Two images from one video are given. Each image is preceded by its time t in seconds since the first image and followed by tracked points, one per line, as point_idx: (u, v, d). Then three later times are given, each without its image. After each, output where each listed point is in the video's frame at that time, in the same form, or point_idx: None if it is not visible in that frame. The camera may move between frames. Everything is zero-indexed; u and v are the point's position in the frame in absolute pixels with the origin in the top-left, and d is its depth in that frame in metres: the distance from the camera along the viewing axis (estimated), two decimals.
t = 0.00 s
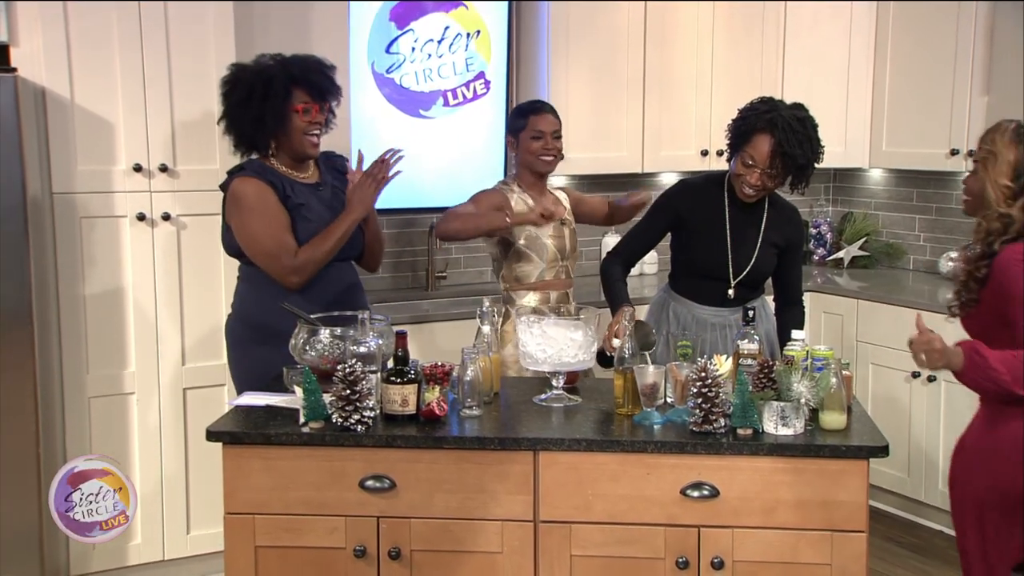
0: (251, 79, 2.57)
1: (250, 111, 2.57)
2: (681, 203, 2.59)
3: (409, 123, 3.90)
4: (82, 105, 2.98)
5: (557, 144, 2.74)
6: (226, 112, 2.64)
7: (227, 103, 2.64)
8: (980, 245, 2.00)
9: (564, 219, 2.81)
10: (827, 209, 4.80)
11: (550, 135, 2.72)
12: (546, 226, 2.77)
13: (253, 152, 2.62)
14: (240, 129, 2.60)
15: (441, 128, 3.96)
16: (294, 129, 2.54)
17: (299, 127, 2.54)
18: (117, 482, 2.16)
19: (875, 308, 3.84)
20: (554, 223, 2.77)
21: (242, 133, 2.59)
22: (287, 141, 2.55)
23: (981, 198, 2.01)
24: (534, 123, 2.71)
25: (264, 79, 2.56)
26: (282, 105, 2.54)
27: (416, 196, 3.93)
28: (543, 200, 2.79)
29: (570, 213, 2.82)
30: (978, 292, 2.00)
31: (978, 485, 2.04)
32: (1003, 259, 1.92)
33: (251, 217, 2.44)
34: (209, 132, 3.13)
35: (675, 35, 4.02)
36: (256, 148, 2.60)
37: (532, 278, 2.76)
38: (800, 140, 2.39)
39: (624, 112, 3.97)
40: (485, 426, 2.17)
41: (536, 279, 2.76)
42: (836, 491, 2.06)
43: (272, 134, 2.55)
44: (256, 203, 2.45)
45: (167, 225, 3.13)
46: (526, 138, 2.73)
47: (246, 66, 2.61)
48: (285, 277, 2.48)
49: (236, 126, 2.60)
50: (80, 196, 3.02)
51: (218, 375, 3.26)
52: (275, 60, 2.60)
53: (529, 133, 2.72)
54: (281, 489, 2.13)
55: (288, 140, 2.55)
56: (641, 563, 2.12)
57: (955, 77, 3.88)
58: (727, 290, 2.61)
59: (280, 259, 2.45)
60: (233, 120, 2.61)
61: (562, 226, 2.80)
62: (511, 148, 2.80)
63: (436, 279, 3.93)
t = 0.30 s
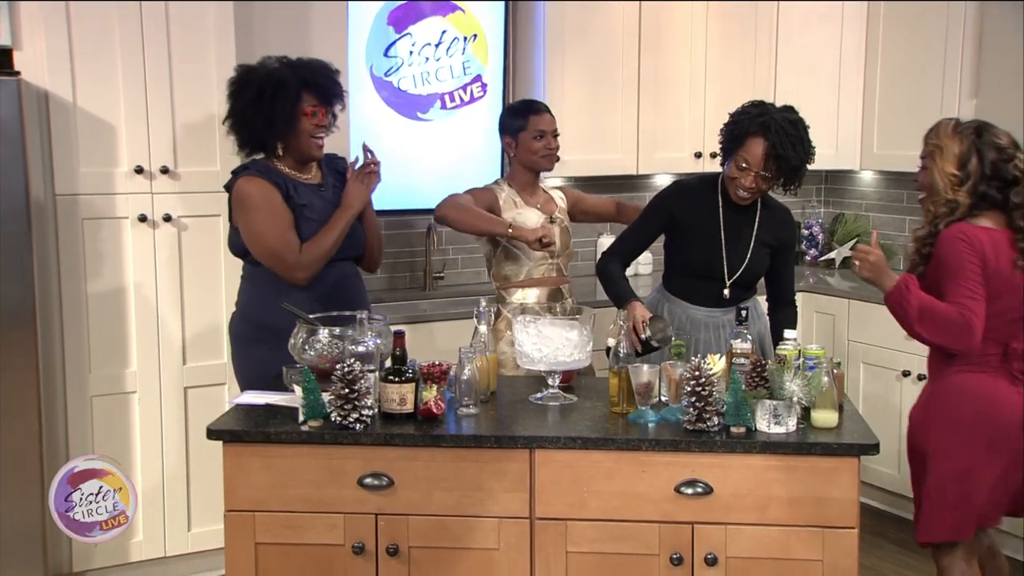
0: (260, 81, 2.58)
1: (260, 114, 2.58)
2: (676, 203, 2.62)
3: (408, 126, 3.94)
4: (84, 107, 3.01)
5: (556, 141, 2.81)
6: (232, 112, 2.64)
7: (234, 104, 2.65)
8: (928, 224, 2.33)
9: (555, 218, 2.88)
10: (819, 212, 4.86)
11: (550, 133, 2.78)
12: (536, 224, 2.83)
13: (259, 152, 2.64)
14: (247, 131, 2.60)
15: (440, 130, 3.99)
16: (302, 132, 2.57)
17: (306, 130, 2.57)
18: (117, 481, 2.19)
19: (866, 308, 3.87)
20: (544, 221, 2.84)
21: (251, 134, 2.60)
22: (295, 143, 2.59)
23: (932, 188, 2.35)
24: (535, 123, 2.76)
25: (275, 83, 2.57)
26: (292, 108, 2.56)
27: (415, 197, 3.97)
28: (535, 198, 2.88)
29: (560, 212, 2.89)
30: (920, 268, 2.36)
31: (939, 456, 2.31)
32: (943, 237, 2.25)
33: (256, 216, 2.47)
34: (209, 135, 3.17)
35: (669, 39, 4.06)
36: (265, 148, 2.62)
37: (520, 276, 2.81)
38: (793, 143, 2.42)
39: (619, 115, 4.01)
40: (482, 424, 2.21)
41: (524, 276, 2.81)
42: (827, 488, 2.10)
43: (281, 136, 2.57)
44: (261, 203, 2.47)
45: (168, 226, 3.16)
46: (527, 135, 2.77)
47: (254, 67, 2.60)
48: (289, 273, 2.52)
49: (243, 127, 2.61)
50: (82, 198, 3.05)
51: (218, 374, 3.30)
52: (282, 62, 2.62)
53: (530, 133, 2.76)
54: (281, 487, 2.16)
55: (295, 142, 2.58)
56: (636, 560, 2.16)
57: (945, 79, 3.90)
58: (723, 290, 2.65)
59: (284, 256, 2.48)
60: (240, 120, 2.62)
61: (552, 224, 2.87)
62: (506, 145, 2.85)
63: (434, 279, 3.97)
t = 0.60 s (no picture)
0: (279, 83, 2.61)
1: (280, 116, 2.61)
2: (667, 205, 2.68)
3: (404, 130, 3.99)
4: (85, 112, 3.05)
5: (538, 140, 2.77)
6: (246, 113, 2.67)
7: (250, 105, 2.66)
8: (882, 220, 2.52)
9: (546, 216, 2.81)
10: (806, 213, 4.91)
11: (530, 134, 2.73)
12: (528, 224, 2.78)
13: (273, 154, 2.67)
14: (264, 132, 2.63)
15: (435, 134, 4.04)
16: (316, 134, 2.63)
17: (321, 132, 2.63)
18: (116, 481, 2.24)
19: (853, 307, 3.92)
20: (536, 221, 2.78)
21: (267, 135, 2.63)
22: (309, 145, 2.64)
23: (884, 187, 2.52)
24: (514, 126, 2.71)
25: (295, 86, 2.61)
26: (312, 112, 2.62)
27: (410, 199, 4.03)
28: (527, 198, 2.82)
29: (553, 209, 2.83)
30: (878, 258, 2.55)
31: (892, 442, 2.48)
32: (894, 229, 2.43)
33: (278, 216, 2.51)
34: (206, 138, 3.21)
35: (659, 44, 4.11)
36: (280, 150, 2.65)
37: (514, 277, 2.78)
38: (780, 147, 2.47)
39: (610, 119, 4.06)
40: (476, 422, 2.26)
41: (518, 277, 2.78)
42: (814, 484, 2.15)
43: (298, 137, 2.62)
44: (283, 202, 2.51)
45: (168, 228, 3.21)
46: (507, 140, 2.73)
47: (269, 71, 2.64)
48: (313, 270, 2.57)
49: (258, 127, 2.64)
50: (83, 201, 3.10)
51: (216, 373, 3.34)
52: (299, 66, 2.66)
53: (510, 138, 2.72)
54: (279, 484, 2.21)
55: (312, 143, 2.64)
56: (627, 554, 2.20)
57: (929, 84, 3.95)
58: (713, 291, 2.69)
59: (308, 253, 2.52)
60: (256, 121, 2.64)
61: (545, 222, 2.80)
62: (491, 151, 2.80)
63: (429, 279, 4.02)
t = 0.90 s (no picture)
0: (293, 91, 2.70)
1: (291, 122, 2.69)
2: (654, 208, 2.73)
3: (397, 133, 4.04)
4: (84, 116, 3.10)
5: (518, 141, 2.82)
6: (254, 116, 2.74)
7: (258, 107, 2.74)
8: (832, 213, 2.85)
9: (536, 210, 2.85)
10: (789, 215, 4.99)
11: (510, 136, 2.78)
12: (519, 218, 2.82)
13: (277, 159, 2.74)
14: (273, 136, 2.70)
15: (427, 137, 4.09)
16: (321, 146, 2.74)
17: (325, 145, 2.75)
18: (116, 481, 2.28)
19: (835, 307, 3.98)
20: (526, 216, 2.82)
21: (273, 140, 2.71)
22: (310, 155, 2.75)
23: (832, 183, 2.86)
24: (494, 129, 2.77)
25: (307, 94, 2.71)
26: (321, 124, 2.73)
27: (404, 202, 4.08)
28: (515, 196, 2.87)
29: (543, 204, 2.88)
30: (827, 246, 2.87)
31: (833, 408, 2.84)
32: (847, 218, 2.73)
33: (310, 219, 2.58)
34: (201, 141, 3.26)
35: (647, 49, 4.17)
36: (283, 155, 2.73)
37: (509, 273, 2.82)
38: (765, 150, 2.53)
39: (599, 123, 4.12)
40: (467, 420, 2.30)
41: (513, 273, 2.82)
42: (798, 480, 2.20)
43: (304, 145, 2.71)
44: (312, 206, 2.59)
45: (165, 230, 3.26)
46: (488, 142, 2.79)
47: (285, 79, 2.73)
48: (340, 270, 2.67)
49: (264, 132, 2.71)
50: (82, 203, 3.14)
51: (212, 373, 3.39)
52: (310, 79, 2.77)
53: (491, 140, 2.77)
54: (274, 481, 2.26)
55: (312, 154, 2.74)
56: (615, 549, 2.25)
57: (909, 89, 4.00)
58: (698, 291, 2.75)
59: (340, 254, 2.63)
60: (263, 125, 2.71)
61: (535, 216, 2.84)
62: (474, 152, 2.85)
63: (421, 280, 4.08)
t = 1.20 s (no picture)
0: (294, 99, 2.76)
1: (289, 128, 2.74)
2: (638, 209, 2.78)
3: (386, 136, 4.09)
4: (77, 119, 3.14)
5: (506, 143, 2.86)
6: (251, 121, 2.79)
7: (255, 112, 2.80)
8: (774, 212, 3.07)
9: (524, 215, 2.91)
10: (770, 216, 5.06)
11: (499, 138, 2.83)
12: (508, 222, 2.88)
13: (273, 163, 2.79)
14: (270, 141, 2.75)
15: (414, 141, 4.14)
16: (315, 152, 2.80)
17: (320, 151, 2.81)
18: (116, 482, 2.39)
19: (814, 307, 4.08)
20: (515, 220, 2.87)
21: (271, 145, 2.76)
22: (305, 162, 2.81)
23: (773, 183, 3.04)
24: (482, 132, 2.81)
25: (306, 101, 2.77)
26: (320, 134, 2.79)
27: (394, 203, 4.13)
28: (504, 199, 2.92)
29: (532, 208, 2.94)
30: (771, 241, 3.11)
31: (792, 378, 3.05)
32: (794, 219, 3.01)
33: (313, 218, 2.65)
34: (193, 144, 3.30)
35: (631, 55, 4.24)
36: (280, 160, 2.79)
37: (496, 276, 2.88)
38: (747, 152, 2.59)
39: (584, 127, 4.19)
40: (455, 418, 2.35)
41: (500, 276, 2.88)
42: (778, 475, 2.25)
43: (300, 151, 2.77)
44: (314, 205, 2.66)
45: (158, 232, 3.30)
46: (477, 146, 2.83)
47: (282, 86, 2.79)
48: (343, 270, 2.74)
49: (262, 137, 2.76)
50: (75, 205, 3.18)
51: (203, 372, 3.43)
52: (308, 88, 2.83)
53: (480, 143, 2.82)
54: (265, 478, 2.30)
55: (307, 162, 2.80)
56: (599, 544, 2.31)
57: (885, 96, 4.07)
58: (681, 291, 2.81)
59: (343, 250, 2.70)
60: (262, 129, 2.77)
61: (523, 221, 2.90)
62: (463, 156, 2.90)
63: (410, 281, 4.13)
